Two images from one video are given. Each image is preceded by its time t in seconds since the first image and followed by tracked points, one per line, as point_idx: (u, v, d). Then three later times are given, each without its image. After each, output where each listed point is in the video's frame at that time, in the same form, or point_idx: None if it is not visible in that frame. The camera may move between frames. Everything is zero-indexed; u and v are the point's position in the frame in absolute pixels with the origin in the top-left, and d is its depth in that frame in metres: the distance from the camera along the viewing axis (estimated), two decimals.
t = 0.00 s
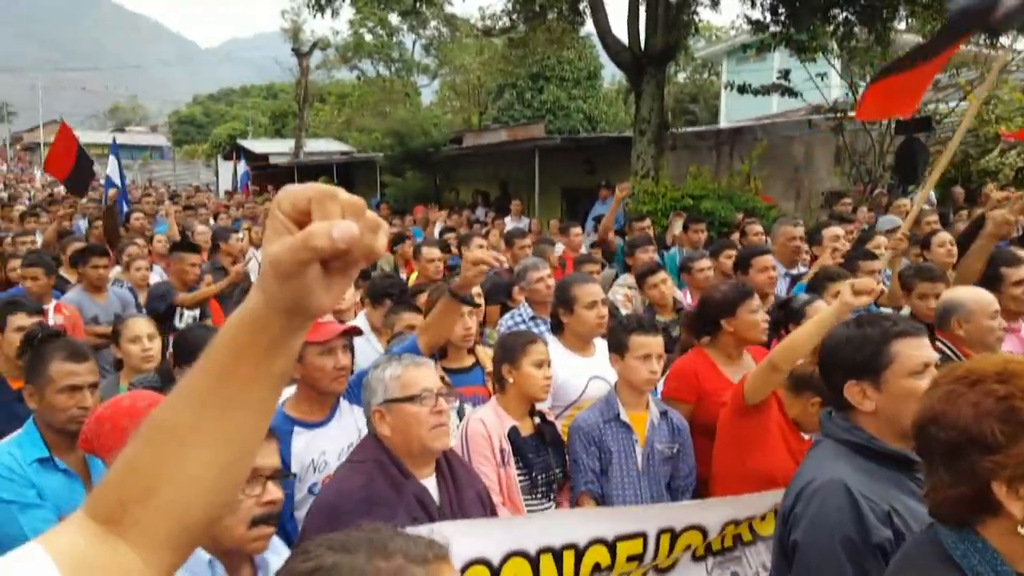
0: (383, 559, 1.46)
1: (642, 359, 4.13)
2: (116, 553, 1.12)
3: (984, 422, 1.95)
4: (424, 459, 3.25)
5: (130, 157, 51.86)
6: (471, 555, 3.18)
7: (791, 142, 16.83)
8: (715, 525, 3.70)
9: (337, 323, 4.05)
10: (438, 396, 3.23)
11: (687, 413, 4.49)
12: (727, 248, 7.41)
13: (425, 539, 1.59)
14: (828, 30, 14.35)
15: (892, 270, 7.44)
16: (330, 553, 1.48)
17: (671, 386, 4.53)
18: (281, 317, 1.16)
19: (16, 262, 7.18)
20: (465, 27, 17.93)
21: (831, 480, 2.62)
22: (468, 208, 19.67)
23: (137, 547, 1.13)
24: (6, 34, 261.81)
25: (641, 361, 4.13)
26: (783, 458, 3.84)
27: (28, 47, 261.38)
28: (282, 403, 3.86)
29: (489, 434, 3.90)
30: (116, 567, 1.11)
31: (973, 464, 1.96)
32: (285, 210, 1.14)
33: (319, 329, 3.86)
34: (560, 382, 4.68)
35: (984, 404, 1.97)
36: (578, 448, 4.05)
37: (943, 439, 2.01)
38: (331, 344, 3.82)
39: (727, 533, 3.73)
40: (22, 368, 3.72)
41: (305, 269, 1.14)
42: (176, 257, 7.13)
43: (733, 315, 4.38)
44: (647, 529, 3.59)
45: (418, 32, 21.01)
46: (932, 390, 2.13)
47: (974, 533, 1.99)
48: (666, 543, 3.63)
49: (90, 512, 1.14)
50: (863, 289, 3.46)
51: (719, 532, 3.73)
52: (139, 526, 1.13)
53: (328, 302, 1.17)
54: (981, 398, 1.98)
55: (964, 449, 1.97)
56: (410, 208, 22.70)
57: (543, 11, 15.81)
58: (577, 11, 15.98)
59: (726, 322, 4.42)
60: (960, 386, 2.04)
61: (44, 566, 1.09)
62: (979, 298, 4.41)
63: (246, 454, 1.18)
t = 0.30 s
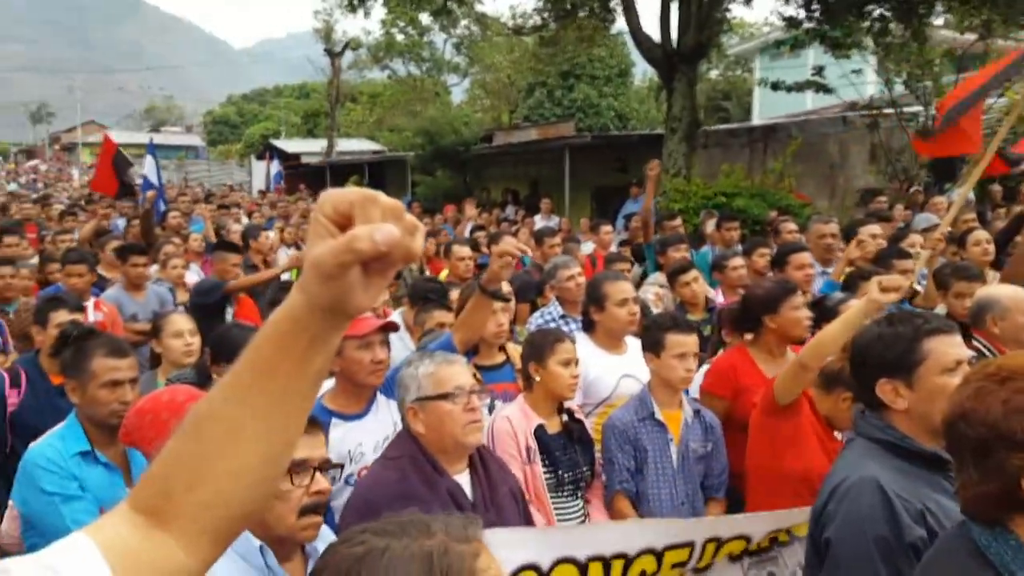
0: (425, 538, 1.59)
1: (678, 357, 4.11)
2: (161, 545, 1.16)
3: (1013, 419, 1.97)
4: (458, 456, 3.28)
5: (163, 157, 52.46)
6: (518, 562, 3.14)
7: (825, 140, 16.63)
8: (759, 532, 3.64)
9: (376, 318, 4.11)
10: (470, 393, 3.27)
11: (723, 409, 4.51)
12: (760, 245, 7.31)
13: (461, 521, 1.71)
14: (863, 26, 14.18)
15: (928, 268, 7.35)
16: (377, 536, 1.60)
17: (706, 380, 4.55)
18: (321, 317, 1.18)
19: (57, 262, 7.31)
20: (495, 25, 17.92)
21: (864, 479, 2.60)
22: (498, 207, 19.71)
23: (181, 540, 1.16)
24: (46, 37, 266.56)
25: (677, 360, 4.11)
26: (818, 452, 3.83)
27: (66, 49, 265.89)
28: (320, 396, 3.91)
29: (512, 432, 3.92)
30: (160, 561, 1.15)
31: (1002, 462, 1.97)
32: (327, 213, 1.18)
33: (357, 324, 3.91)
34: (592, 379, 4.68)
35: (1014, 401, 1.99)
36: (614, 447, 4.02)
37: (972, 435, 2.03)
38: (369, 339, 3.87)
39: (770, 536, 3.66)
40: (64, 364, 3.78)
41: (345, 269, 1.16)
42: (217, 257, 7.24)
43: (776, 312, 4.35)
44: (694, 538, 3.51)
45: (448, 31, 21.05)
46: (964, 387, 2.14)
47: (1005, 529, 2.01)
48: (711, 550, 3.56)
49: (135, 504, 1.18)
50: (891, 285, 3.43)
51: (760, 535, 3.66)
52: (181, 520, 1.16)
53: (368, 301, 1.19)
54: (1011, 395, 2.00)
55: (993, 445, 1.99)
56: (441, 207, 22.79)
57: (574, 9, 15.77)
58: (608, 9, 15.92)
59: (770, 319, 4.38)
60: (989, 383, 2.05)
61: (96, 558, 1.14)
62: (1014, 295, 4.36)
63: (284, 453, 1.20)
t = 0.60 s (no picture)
0: (467, 532, 1.55)
1: (712, 355, 4.10)
2: (198, 534, 1.19)
3: None
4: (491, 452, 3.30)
5: (193, 157, 53.01)
6: (547, 529, 3.25)
7: (856, 137, 16.42)
8: (792, 509, 3.71)
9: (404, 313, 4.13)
10: (505, 390, 3.30)
11: (759, 407, 4.43)
12: (791, 244, 7.25)
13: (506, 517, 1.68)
14: (895, 23, 13.99)
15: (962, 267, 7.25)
16: (422, 528, 1.57)
17: (743, 379, 4.47)
18: (341, 311, 1.20)
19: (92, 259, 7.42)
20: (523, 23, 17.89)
21: (899, 480, 2.57)
22: (525, 205, 19.71)
23: (216, 529, 1.19)
24: (79, 38, 270.33)
25: (710, 358, 4.10)
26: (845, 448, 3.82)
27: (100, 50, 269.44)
28: (351, 392, 3.94)
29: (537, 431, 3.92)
30: (196, 553, 1.18)
31: None
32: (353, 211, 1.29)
33: (387, 319, 3.95)
34: (622, 376, 4.66)
35: None
36: (646, 445, 4.03)
37: (1001, 433, 2.01)
38: (399, 334, 3.91)
39: (803, 519, 3.76)
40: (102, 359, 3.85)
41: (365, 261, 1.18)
42: (252, 256, 7.32)
43: (811, 310, 4.37)
44: (725, 511, 3.62)
45: (476, 30, 21.06)
46: (995, 385, 2.12)
47: None
48: (743, 524, 3.66)
49: (170, 496, 1.21)
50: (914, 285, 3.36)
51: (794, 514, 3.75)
52: (215, 511, 1.19)
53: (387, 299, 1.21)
54: None
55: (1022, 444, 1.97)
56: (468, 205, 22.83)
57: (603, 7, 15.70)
58: (636, 6, 15.84)
59: (805, 318, 4.39)
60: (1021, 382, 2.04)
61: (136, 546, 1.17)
62: None
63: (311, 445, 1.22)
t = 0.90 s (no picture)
0: (520, 525, 1.70)
1: (740, 356, 4.09)
2: (223, 532, 1.26)
3: None
4: (525, 451, 3.31)
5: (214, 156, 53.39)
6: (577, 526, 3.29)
7: (880, 134, 16.27)
8: (815, 496, 3.73)
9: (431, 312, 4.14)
10: (540, 391, 3.31)
11: (789, 408, 4.43)
12: (815, 242, 7.21)
13: (556, 510, 1.84)
14: (919, 19, 13.83)
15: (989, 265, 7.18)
16: (479, 522, 1.71)
17: (772, 380, 4.46)
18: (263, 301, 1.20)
19: (119, 258, 7.51)
20: (543, 21, 17.84)
21: (928, 482, 2.56)
22: (544, 204, 19.69)
23: (238, 525, 1.26)
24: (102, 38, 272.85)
25: (739, 359, 4.09)
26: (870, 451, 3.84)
27: (122, 50, 271.39)
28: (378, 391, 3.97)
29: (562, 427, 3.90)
30: (216, 553, 1.25)
31: None
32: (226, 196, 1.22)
33: (415, 319, 3.98)
34: (647, 376, 4.65)
35: None
36: (673, 447, 4.03)
37: (1015, 436, 1.99)
38: (426, 334, 3.94)
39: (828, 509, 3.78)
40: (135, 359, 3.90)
41: (238, 264, 1.16)
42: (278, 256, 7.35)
43: (839, 309, 4.39)
44: (748, 501, 3.66)
45: (495, 27, 21.05)
46: (1011, 390, 2.12)
47: None
48: (766, 515, 3.71)
49: (194, 499, 1.28)
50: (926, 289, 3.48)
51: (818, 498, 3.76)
52: (233, 508, 1.25)
53: (298, 282, 1.20)
54: None
55: None
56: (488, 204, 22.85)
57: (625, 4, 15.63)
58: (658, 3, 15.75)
59: (832, 317, 4.41)
60: None
61: (167, 545, 1.25)
62: None
63: (307, 435, 1.27)
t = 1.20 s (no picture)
0: (616, 534, 1.53)
1: (780, 357, 4.07)
2: (304, 530, 1.26)
3: None
4: (571, 455, 3.33)
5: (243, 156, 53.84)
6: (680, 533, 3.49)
7: (912, 131, 16.08)
8: (858, 516, 3.75)
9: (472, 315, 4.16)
10: (585, 396, 3.34)
11: (826, 408, 4.36)
12: (849, 242, 7.15)
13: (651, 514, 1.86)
14: (952, 14, 13.66)
15: None
16: (578, 530, 1.54)
17: (808, 380, 4.40)
18: (390, 307, 1.25)
19: (155, 258, 7.60)
20: (570, 19, 17.80)
21: (975, 487, 2.58)
22: (572, 203, 19.67)
23: (323, 523, 1.26)
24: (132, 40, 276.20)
25: (779, 359, 4.07)
26: (909, 453, 3.85)
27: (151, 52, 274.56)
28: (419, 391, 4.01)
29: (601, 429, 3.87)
30: (298, 546, 1.25)
31: None
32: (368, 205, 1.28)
33: (455, 320, 4.00)
34: (686, 378, 4.64)
35: None
36: (710, 447, 3.99)
37: None
38: (468, 335, 3.95)
39: (869, 526, 3.78)
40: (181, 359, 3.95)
41: (382, 264, 1.23)
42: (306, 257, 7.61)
43: (866, 308, 4.37)
44: (790, 520, 3.66)
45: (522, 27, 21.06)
46: None
47: None
48: (808, 534, 3.69)
49: (279, 495, 1.29)
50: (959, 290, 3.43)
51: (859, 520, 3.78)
52: (318, 507, 1.26)
53: (431, 291, 1.25)
54: None
55: None
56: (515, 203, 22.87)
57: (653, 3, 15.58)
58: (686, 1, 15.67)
59: (861, 316, 4.39)
60: None
61: (254, 538, 1.26)
62: None
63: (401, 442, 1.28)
